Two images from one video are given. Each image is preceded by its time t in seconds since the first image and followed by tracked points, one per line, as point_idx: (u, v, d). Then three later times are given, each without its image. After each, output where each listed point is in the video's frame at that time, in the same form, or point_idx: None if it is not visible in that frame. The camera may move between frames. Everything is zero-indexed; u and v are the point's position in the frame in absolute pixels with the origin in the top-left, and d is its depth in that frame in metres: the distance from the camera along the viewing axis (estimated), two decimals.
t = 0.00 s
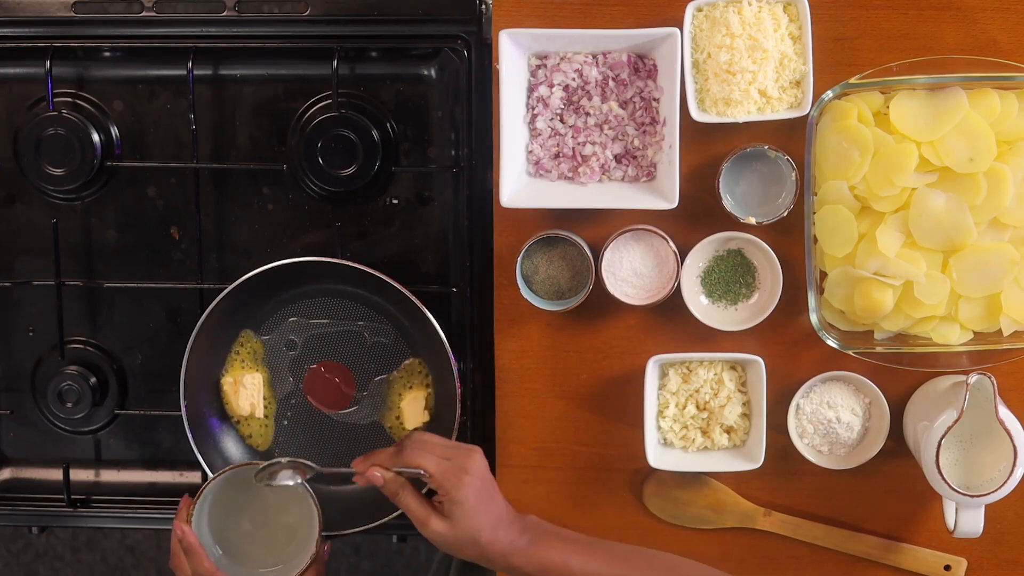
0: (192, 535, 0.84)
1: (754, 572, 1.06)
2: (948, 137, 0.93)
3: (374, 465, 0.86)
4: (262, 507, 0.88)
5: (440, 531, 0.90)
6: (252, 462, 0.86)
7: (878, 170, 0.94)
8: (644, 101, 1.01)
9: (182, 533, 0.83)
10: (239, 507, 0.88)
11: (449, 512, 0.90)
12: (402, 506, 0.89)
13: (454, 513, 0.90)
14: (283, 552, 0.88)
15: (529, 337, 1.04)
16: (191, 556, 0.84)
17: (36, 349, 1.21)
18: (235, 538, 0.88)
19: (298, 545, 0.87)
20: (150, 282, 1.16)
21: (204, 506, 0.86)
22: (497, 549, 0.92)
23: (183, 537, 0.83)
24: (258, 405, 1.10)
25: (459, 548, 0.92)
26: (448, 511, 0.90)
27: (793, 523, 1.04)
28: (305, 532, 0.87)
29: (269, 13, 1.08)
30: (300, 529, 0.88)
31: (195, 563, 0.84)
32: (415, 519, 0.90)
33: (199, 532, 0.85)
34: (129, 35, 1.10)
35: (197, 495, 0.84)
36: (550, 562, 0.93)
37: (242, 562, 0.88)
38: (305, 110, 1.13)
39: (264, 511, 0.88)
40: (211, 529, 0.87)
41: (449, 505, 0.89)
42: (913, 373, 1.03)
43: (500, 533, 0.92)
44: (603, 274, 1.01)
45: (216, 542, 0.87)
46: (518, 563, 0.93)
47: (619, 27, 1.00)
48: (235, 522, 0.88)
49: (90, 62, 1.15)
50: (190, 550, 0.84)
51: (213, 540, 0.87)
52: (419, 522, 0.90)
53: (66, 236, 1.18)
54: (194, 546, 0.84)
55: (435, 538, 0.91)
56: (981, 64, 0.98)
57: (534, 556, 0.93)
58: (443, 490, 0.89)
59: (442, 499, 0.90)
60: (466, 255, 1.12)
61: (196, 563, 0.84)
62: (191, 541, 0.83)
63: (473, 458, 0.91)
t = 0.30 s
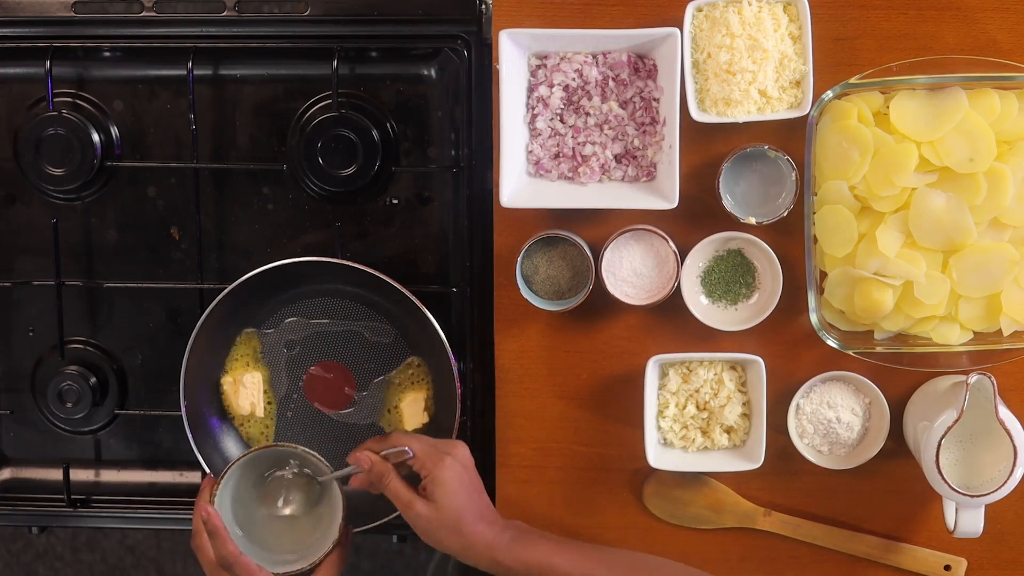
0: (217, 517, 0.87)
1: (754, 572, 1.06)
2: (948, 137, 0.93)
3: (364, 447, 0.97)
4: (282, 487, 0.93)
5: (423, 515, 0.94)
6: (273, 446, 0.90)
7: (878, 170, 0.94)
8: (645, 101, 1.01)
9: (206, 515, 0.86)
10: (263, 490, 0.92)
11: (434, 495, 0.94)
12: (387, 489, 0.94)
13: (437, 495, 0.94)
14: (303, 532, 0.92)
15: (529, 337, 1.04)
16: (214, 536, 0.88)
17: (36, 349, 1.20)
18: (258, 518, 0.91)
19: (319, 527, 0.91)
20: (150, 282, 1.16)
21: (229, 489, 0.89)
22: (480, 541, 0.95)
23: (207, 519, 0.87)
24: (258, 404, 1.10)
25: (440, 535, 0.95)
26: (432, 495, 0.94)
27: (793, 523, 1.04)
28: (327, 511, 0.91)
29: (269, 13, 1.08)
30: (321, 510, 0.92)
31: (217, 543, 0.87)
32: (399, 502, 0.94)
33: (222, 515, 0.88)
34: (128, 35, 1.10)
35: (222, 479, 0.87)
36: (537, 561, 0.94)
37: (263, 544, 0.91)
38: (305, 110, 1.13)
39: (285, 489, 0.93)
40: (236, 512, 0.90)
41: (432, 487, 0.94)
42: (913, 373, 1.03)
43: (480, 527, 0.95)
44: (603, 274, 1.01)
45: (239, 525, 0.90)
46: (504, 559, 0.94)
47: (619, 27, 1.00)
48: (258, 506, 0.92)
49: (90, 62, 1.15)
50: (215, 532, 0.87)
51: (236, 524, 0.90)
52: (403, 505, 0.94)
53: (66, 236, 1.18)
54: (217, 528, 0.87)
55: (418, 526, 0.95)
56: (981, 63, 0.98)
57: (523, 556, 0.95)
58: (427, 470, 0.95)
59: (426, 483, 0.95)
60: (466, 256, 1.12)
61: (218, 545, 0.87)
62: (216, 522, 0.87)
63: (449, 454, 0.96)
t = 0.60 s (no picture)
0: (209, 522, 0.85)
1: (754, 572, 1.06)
2: (948, 137, 0.93)
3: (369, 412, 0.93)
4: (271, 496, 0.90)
5: (432, 475, 0.92)
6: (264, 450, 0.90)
7: (878, 170, 0.94)
8: (644, 101, 1.01)
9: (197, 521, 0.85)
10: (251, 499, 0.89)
11: (442, 455, 0.93)
12: (395, 452, 0.90)
13: (446, 454, 0.93)
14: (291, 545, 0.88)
15: (529, 337, 1.04)
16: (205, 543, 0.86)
17: (36, 349, 1.21)
18: (249, 524, 0.89)
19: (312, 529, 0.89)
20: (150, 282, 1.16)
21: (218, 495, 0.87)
22: (488, 512, 0.92)
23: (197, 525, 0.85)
24: (258, 404, 1.10)
25: (446, 501, 0.91)
26: (441, 455, 0.93)
27: (793, 523, 1.04)
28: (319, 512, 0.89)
29: (269, 13, 1.08)
30: (313, 512, 0.90)
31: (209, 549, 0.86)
32: (407, 464, 0.91)
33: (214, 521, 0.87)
34: (129, 35, 1.10)
35: (212, 483, 0.85)
36: (549, 538, 0.91)
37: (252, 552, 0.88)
38: (305, 110, 1.13)
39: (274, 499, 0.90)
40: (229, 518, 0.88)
41: (440, 446, 0.93)
42: (913, 373, 1.03)
43: (487, 495, 0.93)
44: (603, 274, 1.01)
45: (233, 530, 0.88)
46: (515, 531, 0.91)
47: (619, 27, 1.00)
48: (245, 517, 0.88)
49: (90, 62, 1.15)
50: (205, 537, 0.85)
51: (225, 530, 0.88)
52: (411, 466, 0.91)
53: (66, 236, 1.18)
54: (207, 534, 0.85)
55: (427, 487, 0.91)
56: (981, 64, 0.98)
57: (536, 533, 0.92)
58: (435, 430, 0.94)
59: (435, 443, 0.94)
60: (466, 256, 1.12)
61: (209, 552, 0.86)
62: (206, 527, 0.85)
63: (456, 419, 0.95)
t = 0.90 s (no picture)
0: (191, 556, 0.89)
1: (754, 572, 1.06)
2: (948, 137, 0.93)
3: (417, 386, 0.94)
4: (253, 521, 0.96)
5: (471, 452, 0.89)
6: (242, 480, 0.93)
7: (878, 170, 0.94)
8: (645, 101, 1.01)
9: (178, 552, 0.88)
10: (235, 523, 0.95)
11: (483, 432, 0.90)
12: (437, 425, 0.90)
13: (486, 431, 0.90)
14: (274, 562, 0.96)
15: (529, 336, 1.04)
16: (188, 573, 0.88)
17: (36, 349, 1.21)
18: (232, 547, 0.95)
19: (290, 553, 0.95)
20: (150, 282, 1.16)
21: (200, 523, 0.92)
22: (526, 487, 0.88)
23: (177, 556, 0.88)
24: (258, 403, 1.10)
25: (486, 477, 0.89)
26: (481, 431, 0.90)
27: (793, 523, 1.04)
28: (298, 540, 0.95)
29: (269, 13, 1.08)
30: (293, 532, 0.95)
31: None
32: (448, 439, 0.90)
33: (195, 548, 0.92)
34: (128, 35, 1.10)
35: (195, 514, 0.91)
36: (583, 514, 0.86)
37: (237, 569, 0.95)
38: (305, 110, 1.13)
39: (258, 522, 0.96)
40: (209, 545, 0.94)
41: (481, 422, 0.91)
42: (913, 373, 1.03)
43: (528, 472, 0.89)
44: (603, 274, 1.01)
45: (210, 556, 0.94)
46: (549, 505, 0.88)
47: (619, 27, 1.00)
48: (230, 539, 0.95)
49: (90, 62, 1.15)
50: (187, 567, 0.88)
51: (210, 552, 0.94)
52: (451, 441, 0.90)
53: (66, 236, 1.18)
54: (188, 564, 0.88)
55: (467, 464, 0.89)
56: (981, 64, 0.98)
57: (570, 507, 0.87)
58: (477, 406, 0.92)
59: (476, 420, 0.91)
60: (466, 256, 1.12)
61: None
62: (186, 558, 0.88)
63: (496, 398, 0.92)
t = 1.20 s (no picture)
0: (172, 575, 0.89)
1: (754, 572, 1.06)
2: (948, 137, 0.93)
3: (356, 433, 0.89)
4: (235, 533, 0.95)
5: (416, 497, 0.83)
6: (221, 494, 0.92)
7: (878, 170, 0.94)
8: (645, 101, 1.01)
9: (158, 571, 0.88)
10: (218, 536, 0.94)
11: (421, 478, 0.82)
12: (383, 472, 0.86)
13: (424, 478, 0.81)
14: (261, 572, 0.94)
15: (529, 336, 1.04)
16: None
17: (36, 349, 1.21)
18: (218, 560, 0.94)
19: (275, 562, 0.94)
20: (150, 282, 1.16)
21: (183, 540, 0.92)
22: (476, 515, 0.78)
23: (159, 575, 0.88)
24: (258, 402, 1.10)
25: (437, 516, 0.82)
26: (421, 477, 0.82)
27: (793, 523, 1.04)
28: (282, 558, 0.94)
29: (269, 13, 1.08)
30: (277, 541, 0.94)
31: None
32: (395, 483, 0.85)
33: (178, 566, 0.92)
34: (129, 35, 1.10)
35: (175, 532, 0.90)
36: (537, 529, 0.76)
37: None
38: (305, 110, 1.13)
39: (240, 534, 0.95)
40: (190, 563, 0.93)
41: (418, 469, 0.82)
42: (914, 373, 1.03)
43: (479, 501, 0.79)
44: (603, 274, 1.01)
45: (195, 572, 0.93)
46: (503, 529, 0.77)
47: (619, 27, 1.00)
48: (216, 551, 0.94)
49: (90, 62, 1.15)
50: None
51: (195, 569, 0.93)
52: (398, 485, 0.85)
53: (66, 236, 1.18)
54: None
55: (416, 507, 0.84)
56: (981, 64, 0.98)
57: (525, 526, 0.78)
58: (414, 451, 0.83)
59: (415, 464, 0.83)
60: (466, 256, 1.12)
61: None
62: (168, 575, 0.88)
63: (430, 443, 0.81)
